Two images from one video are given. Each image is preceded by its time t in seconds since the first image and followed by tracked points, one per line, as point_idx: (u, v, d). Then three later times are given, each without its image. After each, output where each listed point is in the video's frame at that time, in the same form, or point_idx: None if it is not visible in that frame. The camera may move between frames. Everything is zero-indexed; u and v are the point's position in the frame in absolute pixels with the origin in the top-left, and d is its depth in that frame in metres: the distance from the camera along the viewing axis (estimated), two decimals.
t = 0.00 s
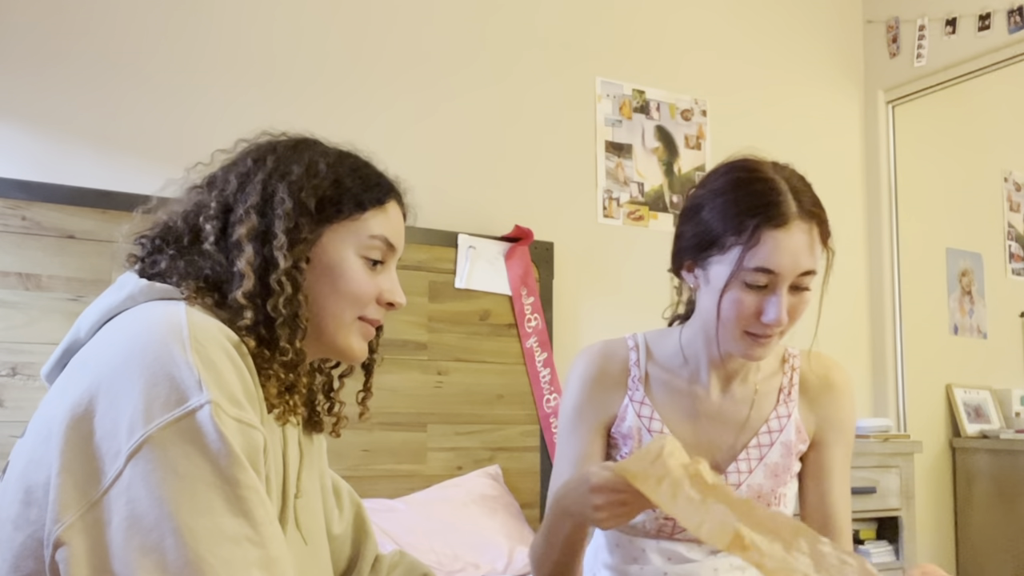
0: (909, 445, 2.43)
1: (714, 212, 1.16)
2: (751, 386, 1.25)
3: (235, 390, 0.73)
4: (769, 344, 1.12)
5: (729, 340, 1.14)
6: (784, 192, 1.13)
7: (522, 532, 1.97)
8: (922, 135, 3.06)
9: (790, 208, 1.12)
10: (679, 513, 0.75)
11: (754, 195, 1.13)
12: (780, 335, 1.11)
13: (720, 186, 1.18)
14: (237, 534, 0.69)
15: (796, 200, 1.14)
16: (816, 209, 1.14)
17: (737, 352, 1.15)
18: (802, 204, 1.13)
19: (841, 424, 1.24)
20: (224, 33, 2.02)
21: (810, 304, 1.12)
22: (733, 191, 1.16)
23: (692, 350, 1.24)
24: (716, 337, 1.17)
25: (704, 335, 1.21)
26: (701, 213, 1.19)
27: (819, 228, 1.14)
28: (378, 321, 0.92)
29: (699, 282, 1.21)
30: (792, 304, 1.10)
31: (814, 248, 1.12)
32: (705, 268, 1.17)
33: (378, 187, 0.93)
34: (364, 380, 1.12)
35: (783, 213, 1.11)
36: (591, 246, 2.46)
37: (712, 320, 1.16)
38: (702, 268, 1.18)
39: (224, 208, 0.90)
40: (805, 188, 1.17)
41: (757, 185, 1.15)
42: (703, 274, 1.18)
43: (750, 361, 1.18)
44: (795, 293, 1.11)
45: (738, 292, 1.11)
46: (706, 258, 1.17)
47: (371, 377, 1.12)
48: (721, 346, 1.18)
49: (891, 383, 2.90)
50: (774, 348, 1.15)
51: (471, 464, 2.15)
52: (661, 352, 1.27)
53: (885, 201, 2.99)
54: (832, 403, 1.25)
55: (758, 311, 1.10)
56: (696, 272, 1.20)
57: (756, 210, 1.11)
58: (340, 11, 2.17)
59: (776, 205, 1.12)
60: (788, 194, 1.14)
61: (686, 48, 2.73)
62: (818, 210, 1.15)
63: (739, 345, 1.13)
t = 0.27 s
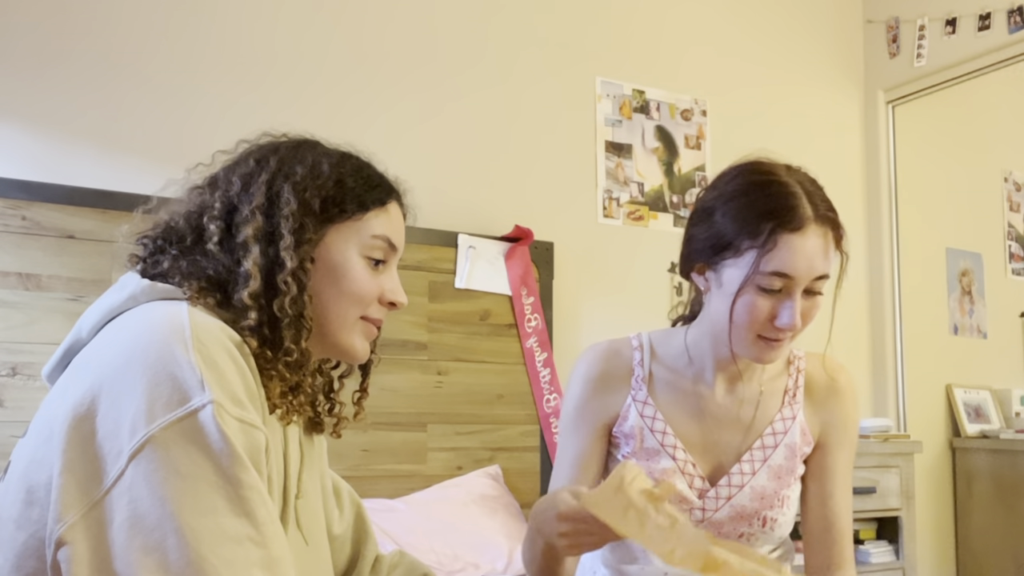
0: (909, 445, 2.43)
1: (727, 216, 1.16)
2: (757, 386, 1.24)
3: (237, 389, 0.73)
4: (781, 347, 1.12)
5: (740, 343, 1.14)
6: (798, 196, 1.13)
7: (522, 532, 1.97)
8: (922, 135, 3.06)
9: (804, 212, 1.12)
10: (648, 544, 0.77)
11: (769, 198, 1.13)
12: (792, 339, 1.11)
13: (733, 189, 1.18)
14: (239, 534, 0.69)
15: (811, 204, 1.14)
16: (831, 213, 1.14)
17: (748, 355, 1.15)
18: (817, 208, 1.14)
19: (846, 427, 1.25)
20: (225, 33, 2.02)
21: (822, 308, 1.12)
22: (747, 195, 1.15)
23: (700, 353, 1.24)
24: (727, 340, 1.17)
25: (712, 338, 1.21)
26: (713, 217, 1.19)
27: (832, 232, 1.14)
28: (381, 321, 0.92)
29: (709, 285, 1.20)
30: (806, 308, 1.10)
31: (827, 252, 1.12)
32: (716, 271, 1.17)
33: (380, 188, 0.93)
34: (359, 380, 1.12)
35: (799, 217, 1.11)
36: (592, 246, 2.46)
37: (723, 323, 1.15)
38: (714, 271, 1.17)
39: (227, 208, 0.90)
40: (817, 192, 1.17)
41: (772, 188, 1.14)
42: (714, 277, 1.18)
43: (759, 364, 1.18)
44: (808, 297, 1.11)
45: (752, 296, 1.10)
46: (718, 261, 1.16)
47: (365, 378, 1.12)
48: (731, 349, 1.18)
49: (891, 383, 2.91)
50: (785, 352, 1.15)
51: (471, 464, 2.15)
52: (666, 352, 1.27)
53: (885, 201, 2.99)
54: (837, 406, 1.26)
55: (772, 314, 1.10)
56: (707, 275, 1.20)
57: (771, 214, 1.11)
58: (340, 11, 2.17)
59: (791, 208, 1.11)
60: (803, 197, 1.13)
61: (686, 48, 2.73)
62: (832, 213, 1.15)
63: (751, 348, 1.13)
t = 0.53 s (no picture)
0: (909, 445, 2.43)
1: (735, 218, 1.15)
2: (761, 387, 1.24)
3: (237, 389, 0.73)
4: (786, 350, 1.13)
5: (746, 345, 1.14)
6: (807, 199, 1.13)
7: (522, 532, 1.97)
8: (921, 135, 3.06)
9: (813, 215, 1.12)
10: None
11: (778, 201, 1.13)
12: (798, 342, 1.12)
13: (742, 191, 1.17)
14: (239, 533, 0.69)
15: (820, 207, 1.13)
16: (839, 216, 1.14)
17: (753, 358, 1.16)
18: (826, 211, 1.13)
19: (849, 429, 1.25)
20: (225, 34, 2.02)
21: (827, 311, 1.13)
22: (756, 197, 1.15)
23: (705, 354, 1.24)
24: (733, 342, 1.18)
25: (717, 339, 1.21)
26: (721, 218, 1.19)
27: (840, 235, 1.14)
28: (379, 321, 0.92)
29: (716, 287, 1.20)
30: (812, 312, 1.11)
31: (835, 255, 1.12)
32: (724, 273, 1.17)
33: (379, 188, 0.93)
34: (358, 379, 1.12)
35: (808, 220, 1.10)
36: (591, 245, 2.46)
37: (729, 325, 1.16)
38: (721, 273, 1.18)
39: (226, 208, 0.90)
40: (825, 194, 1.17)
41: (781, 191, 1.14)
42: (721, 279, 1.18)
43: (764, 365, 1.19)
44: (814, 300, 1.11)
45: (759, 299, 1.11)
46: (725, 263, 1.16)
47: (366, 378, 1.12)
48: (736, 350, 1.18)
49: (891, 383, 2.91)
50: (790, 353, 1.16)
51: (471, 464, 2.16)
52: (669, 352, 1.27)
53: (885, 201, 2.99)
54: (840, 408, 1.26)
55: (779, 318, 1.10)
56: (713, 276, 1.20)
57: (780, 217, 1.11)
58: (340, 11, 2.17)
59: (800, 211, 1.11)
60: (811, 200, 1.13)
61: (686, 48, 2.73)
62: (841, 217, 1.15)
63: (757, 351, 1.13)
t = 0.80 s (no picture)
0: (909, 445, 2.43)
1: (736, 217, 1.15)
2: (761, 388, 1.24)
3: (238, 389, 0.73)
4: (789, 349, 1.13)
5: (748, 345, 1.15)
6: (808, 198, 1.13)
7: (522, 532, 1.97)
8: (921, 135, 3.06)
9: (815, 214, 1.12)
10: None
11: (780, 200, 1.13)
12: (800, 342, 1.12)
13: (742, 190, 1.17)
14: (240, 532, 0.69)
15: (822, 206, 1.14)
16: (839, 215, 1.14)
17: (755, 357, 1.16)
18: (828, 211, 1.13)
19: (848, 430, 1.25)
20: (226, 34, 2.02)
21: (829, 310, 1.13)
22: (757, 196, 1.15)
23: (705, 354, 1.24)
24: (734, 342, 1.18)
25: (718, 339, 1.21)
26: (722, 218, 1.18)
27: (840, 234, 1.15)
28: (379, 321, 0.92)
29: (717, 287, 1.20)
30: (815, 311, 1.11)
31: (837, 254, 1.12)
32: (725, 272, 1.17)
33: (380, 189, 0.93)
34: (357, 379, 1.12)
35: (810, 219, 1.10)
36: (592, 245, 2.46)
37: (732, 325, 1.16)
38: (723, 272, 1.17)
39: (228, 208, 0.90)
40: (826, 193, 1.17)
41: (783, 190, 1.14)
42: (722, 278, 1.18)
43: (765, 365, 1.19)
44: (817, 299, 1.11)
45: (761, 298, 1.11)
46: (727, 263, 1.16)
47: (363, 377, 1.11)
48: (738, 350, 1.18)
49: (891, 383, 2.91)
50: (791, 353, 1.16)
51: (471, 464, 2.15)
52: (670, 352, 1.27)
53: (885, 201, 2.99)
54: (841, 409, 1.26)
55: (781, 317, 1.10)
56: (715, 276, 1.20)
57: (782, 216, 1.11)
58: (340, 11, 2.17)
59: (802, 210, 1.11)
60: (813, 199, 1.13)
61: (686, 48, 2.73)
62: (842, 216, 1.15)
63: (758, 350, 1.14)
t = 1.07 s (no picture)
0: (909, 445, 2.43)
1: (735, 213, 1.15)
2: (760, 388, 1.24)
3: (241, 388, 0.73)
4: (789, 345, 1.13)
5: (748, 341, 1.14)
6: (807, 193, 1.13)
7: (522, 532, 1.97)
8: (921, 135, 3.06)
9: (815, 209, 1.12)
10: None
11: (779, 196, 1.13)
12: (800, 337, 1.12)
13: (741, 187, 1.17)
14: (241, 532, 0.69)
15: (820, 201, 1.14)
16: (838, 211, 1.15)
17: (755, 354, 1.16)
18: (827, 207, 1.14)
19: (848, 430, 1.25)
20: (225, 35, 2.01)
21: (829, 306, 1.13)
22: (756, 192, 1.15)
23: (705, 353, 1.24)
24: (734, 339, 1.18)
25: (717, 337, 1.21)
26: (721, 214, 1.18)
27: (839, 230, 1.15)
28: (380, 323, 0.92)
29: (716, 283, 1.20)
30: (814, 306, 1.11)
31: (836, 249, 1.12)
32: (724, 269, 1.17)
33: (382, 191, 0.93)
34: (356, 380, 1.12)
35: (809, 214, 1.11)
36: (592, 245, 2.46)
37: (731, 321, 1.16)
38: (722, 268, 1.17)
39: (230, 208, 0.90)
40: (825, 190, 1.17)
41: (782, 186, 1.14)
42: (722, 275, 1.18)
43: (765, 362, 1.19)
44: (817, 295, 1.12)
45: (762, 293, 1.11)
46: (727, 259, 1.16)
47: (361, 378, 1.12)
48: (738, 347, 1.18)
49: (891, 383, 2.90)
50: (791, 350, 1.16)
51: (471, 464, 2.15)
52: (670, 351, 1.27)
53: (885, 201, 2.99)
54: (840, 409, 1.26)
55: (782, 312, 1.10)
56: (715, 273, 1.20)
57: (782, 212, 1.11)
58: (340, 11, 2.17)
59: (801, 205, 1.11)
60: (812, 195, 1.14)
61: (686, 48, 2.73)
62: (841, 212, 1.16)
63: (758, 346, 1.14)
